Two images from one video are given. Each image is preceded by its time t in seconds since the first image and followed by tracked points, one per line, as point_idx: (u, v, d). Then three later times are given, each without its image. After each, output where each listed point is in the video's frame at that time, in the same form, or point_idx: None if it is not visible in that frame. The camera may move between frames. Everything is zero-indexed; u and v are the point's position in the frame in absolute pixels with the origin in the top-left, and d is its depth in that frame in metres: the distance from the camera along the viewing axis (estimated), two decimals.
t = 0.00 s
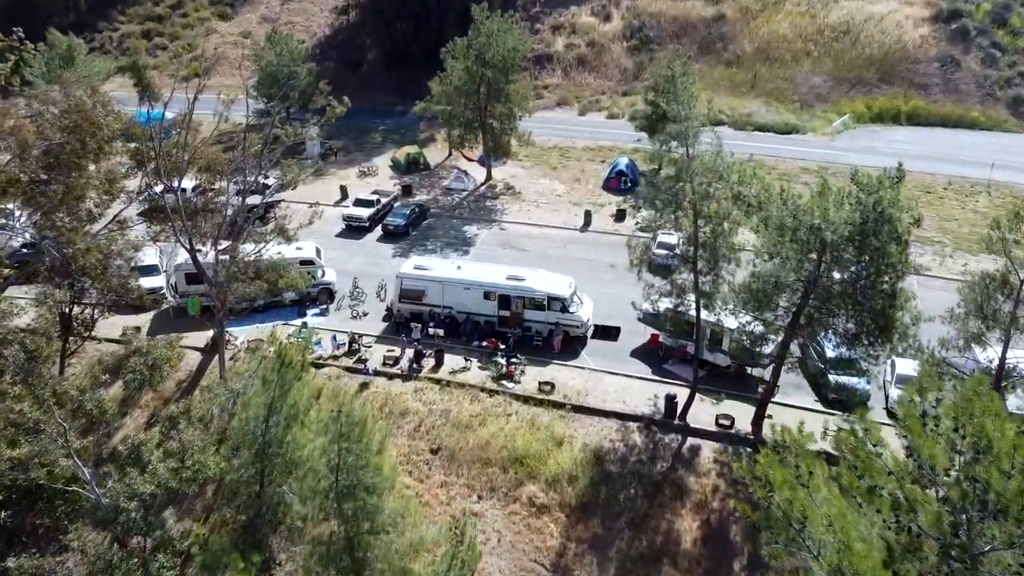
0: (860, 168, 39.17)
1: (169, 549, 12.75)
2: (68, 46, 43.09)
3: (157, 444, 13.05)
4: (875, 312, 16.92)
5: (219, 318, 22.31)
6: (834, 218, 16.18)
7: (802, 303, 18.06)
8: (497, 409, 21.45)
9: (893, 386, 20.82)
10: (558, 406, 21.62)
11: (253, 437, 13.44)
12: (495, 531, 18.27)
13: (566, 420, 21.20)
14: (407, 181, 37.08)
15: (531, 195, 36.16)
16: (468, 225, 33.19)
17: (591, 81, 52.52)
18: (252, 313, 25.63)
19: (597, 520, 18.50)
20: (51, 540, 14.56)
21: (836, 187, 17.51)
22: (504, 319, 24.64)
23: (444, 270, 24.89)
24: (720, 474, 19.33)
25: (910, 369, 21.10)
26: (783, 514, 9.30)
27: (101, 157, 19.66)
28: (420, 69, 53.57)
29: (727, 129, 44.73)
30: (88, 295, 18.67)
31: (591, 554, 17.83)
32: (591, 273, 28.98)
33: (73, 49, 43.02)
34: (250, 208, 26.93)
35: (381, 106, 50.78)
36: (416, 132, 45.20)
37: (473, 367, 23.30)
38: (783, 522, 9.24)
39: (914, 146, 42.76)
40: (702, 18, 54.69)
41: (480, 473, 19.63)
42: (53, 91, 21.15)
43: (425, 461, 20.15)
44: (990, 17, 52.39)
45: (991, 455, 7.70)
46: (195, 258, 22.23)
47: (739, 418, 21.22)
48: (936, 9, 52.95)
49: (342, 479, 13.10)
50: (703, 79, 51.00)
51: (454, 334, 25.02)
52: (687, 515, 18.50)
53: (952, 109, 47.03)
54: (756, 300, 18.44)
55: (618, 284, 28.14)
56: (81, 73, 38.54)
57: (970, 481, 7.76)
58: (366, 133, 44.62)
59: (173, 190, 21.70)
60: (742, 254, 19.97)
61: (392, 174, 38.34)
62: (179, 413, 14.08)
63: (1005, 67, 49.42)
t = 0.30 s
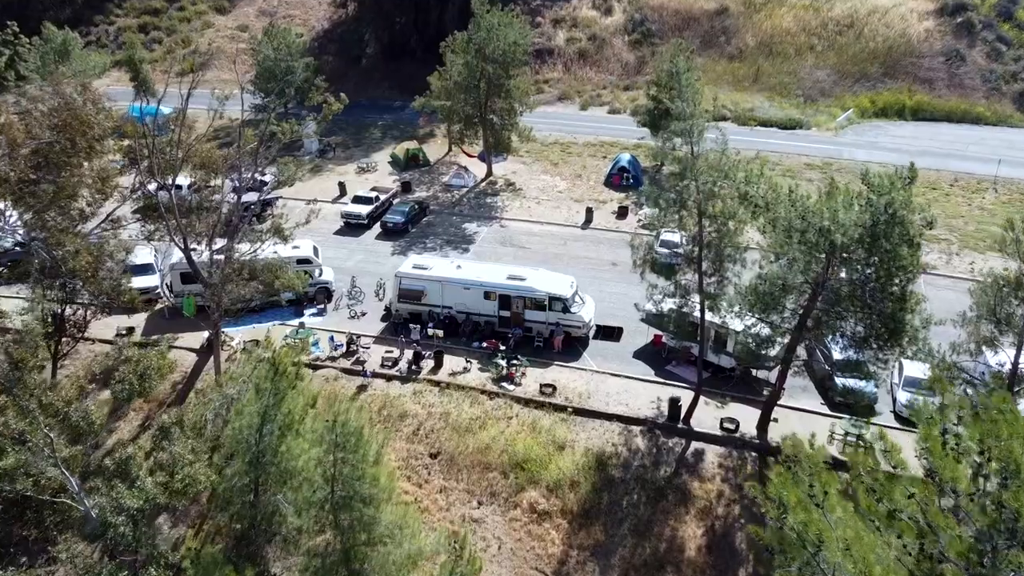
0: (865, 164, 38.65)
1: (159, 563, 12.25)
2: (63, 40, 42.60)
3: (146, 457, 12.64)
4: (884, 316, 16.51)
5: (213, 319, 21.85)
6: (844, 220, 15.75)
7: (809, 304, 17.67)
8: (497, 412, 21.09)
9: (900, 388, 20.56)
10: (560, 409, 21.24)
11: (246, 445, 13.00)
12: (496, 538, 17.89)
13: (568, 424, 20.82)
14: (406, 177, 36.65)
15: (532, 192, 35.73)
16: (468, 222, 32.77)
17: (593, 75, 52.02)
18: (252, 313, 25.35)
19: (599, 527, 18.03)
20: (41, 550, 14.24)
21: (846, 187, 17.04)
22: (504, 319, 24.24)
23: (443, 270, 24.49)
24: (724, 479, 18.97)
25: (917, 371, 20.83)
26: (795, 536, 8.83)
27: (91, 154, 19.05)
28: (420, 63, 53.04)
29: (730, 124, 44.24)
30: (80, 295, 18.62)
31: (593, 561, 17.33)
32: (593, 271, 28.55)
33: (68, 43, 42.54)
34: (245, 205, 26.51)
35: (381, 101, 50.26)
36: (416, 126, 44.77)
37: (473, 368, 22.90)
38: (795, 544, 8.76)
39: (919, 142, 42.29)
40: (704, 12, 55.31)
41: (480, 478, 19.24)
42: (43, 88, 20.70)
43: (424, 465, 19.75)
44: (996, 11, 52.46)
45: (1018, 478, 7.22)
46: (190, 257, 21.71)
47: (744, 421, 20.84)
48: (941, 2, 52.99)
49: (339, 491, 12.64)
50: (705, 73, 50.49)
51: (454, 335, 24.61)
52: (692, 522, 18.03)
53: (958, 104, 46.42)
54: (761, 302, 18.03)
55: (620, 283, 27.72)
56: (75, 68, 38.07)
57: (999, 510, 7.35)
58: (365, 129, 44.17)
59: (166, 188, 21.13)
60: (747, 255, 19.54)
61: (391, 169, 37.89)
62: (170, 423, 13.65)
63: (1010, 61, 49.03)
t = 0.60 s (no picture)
0: (870, 159, 38.15)
1: None
2: (58, 33, 42.04)
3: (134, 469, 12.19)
4: (894, 320, 16.12)
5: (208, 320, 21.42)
6: (854, 221, 15.34)
7: (818, 307, 17.28)
8: (498, 416, 20.72)
9: (909, 391, 20.31)
10: (561, 412, 20.86)
11: (238, 452, 12.40)
12: (496, 544, 17.38)
13: (570, 427, 20.44)
14: (405, 174, 36.22)
15: (533, 188, 35.28)
16: (468, 220, 32.32)
17: (594, 70, 51.47)
18: (250, 313, 25.03)
19: (602, 534, 17.54)
20: (29, 562, 13.80)
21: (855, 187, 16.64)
22: (505, 319, 23.84)
23: (443, 269, 24.08)
24: (729, 485, 18.57)
25: (926, 373, 20.58)
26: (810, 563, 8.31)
27: (82, 153, 18.56)
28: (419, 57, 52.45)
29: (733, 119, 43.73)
30: (73, 296, 17.78)
31: (596, 570, 16.81)
32: (594, 270, 28.14)
33: (63, 36, 41.99)
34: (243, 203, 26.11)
35: (380, 95, 49.72)
36: (416, 122, 44.31)
37: (473, 370, 22.51)
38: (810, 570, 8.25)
39: (925, 137, 41.83)
40: (707, 6, 54.88)
41: (480, 483, 18.79)
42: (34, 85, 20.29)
43: (423, 470, 19.32)
44: (1002, 5, 51.95)
45: None
46: (184, 257, 21.28)
47: (749, 425, 20.46)
48: None
49: (334, 503, 12.45)
50: (708, 67, 49.97)
51: (454, 335, 24.23)
52: (696, 529, 17.56)
53: (963, 99, 45.89)
54: (768, 304, 17.62)
55: (623, 282, 27.30)
56: (70, 62, 37.56)
57: None
58: (364, 124, 43.70)
59: (159, 186, 20.69)
60: (752, 256, 19.10)
61: (390, 165, 37.43)
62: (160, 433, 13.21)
63: (1016, 55, 48.57)
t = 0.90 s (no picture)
0: (875, 156, 37.66)
1: None
2: (53, 27, 41.55)
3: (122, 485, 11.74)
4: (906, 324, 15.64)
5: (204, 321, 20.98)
6: (866, 221, 14.76)
7: (825, 309, 16.86)
8: (498, 419, 20.34)
9: (919, 395, 20.02)
10: (563, 416, 20.48)
11: (230, 462, 12.06)
12: (496, 552, 16.94)
13: (571, 431, 20.06)
14: (404, 170, 35.78)
15: (533, 184, 34.83)
16: (468, 217, 31.89)
17: (595, 64, 50.97)
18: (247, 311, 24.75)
19: (605, 542, 17.10)
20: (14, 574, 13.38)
21: (866, 186, 16.08)
22: (505, 319, 23.43)
23: (442, 268, 23.67)
24: (733, 491, 18.19)
25: (937, 377, 20.33)
26: None
27: (71, 151, 18.11)
28: (418, 51, 51.94)
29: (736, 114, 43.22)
30: (63, 298, 17.22)
31: None
32: (595, 268, 27.70)
33: (58, 30, 41.47)
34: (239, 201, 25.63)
35: (379, 90, 49.24)
36: (415, 117, 43.85)
37: (473, 372, 22.12)
38: None
39: (930, 133, 41.33)
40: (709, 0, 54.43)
41: (481, 488, 18.39)
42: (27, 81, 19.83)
43: (422, 474, 18.90)
44: None
45: None
46: (178, 256, 20.77)
47: (754, 429, 20.07)
48: None
49: (328, 517, 11.89)
50: (710, 61, 49.45)
51: (453, 336, 23.84)
52: (701, 537, 17.14)
53: (969, 93, 45.35)
54: (776, 306, 17.17)
55: (625, 281, 26.88)
56: (64, 56, 37.03)
57: None
58: (364, 119, 43.24)
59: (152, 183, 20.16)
60: (758, 257, 18.64)
61: (389, 161, 36.98)
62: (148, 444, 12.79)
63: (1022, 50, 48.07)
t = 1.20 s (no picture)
0: (880, 152, 37.20)
1: None
2: (48, 20, 41.02)
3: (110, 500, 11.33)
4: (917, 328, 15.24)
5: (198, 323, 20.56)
6: (878, 223, 14.36)
7: (834, 312, 16.48)
8: (499, 422, 19.96)
9: (928, 398, 19.71)
10: (565, 419, 20.09)
11: (221, 473, 11.63)
12: (496, 560, 16.54)
13: (573, 435, 19.68)
14: (403, 166, 35.32)
15: (534, 181, 34.39)
16: (468, 214, 31.45)
17: (597, 58, 50.46)
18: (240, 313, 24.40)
19: (607, 550, 16.71)
20: None
21: (877, 186, 15.68)
22: (505, 320, 23.01)
23: (442, 268, 23.25)
24: (739, 497, 17.81)
25: (946, 379, 20.06)
26: None
27: (60, 150, 17.74)
28: (417, 45, 51.37)
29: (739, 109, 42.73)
30: (52, 302, 16.70)
31: None
32: (597, 267, 27.28)
33: (52, 23, 40.94)
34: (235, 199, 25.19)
35: (378, 85, 48.73)
36: (414, 112, 43.36)
37: (473, 374, 21.74)
38: None
39: (935, 128, 40.85)
40: None
41: (481, 494, 18.00)
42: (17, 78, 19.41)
43: (421, 480, 18.51)
44: None
45: None
46: (171, 255, 20.30)
47: (760, 433, 19.68)
48: None
49: (323, 532, 11.59)
50: (713, 55, 48.93)
51: (453, 336, 23.44)
52: (705, 545, 16.74)
53: (974, 88, 44.83)
54: (782, 309, 16.75)
55: (627, 280, 26.48)
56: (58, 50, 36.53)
57: None
58: (362, 114, 42.74)
59: (145, 181, 19.69)
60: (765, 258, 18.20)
61: (388, 157, 36.52)
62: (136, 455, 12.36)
63: None
